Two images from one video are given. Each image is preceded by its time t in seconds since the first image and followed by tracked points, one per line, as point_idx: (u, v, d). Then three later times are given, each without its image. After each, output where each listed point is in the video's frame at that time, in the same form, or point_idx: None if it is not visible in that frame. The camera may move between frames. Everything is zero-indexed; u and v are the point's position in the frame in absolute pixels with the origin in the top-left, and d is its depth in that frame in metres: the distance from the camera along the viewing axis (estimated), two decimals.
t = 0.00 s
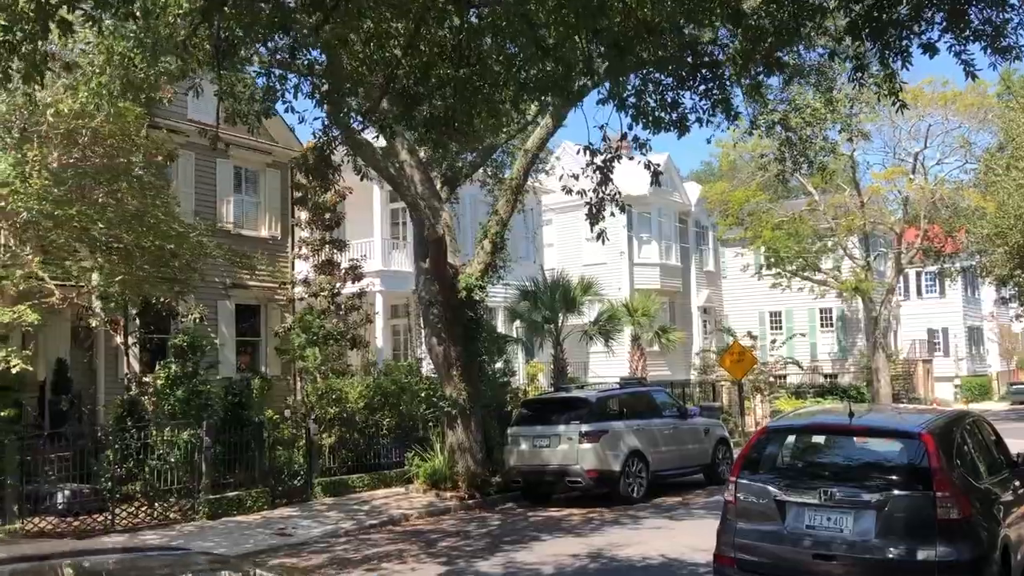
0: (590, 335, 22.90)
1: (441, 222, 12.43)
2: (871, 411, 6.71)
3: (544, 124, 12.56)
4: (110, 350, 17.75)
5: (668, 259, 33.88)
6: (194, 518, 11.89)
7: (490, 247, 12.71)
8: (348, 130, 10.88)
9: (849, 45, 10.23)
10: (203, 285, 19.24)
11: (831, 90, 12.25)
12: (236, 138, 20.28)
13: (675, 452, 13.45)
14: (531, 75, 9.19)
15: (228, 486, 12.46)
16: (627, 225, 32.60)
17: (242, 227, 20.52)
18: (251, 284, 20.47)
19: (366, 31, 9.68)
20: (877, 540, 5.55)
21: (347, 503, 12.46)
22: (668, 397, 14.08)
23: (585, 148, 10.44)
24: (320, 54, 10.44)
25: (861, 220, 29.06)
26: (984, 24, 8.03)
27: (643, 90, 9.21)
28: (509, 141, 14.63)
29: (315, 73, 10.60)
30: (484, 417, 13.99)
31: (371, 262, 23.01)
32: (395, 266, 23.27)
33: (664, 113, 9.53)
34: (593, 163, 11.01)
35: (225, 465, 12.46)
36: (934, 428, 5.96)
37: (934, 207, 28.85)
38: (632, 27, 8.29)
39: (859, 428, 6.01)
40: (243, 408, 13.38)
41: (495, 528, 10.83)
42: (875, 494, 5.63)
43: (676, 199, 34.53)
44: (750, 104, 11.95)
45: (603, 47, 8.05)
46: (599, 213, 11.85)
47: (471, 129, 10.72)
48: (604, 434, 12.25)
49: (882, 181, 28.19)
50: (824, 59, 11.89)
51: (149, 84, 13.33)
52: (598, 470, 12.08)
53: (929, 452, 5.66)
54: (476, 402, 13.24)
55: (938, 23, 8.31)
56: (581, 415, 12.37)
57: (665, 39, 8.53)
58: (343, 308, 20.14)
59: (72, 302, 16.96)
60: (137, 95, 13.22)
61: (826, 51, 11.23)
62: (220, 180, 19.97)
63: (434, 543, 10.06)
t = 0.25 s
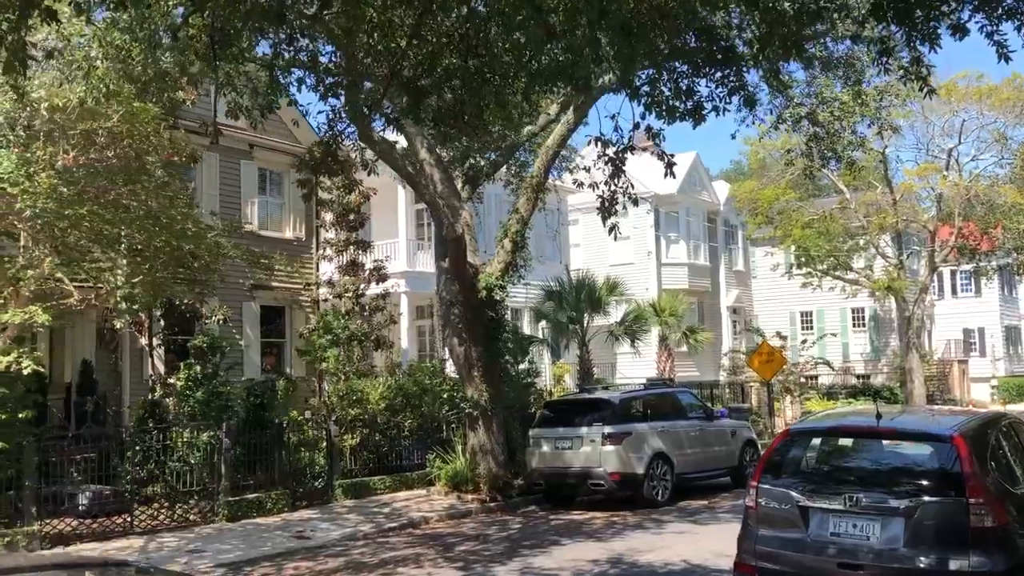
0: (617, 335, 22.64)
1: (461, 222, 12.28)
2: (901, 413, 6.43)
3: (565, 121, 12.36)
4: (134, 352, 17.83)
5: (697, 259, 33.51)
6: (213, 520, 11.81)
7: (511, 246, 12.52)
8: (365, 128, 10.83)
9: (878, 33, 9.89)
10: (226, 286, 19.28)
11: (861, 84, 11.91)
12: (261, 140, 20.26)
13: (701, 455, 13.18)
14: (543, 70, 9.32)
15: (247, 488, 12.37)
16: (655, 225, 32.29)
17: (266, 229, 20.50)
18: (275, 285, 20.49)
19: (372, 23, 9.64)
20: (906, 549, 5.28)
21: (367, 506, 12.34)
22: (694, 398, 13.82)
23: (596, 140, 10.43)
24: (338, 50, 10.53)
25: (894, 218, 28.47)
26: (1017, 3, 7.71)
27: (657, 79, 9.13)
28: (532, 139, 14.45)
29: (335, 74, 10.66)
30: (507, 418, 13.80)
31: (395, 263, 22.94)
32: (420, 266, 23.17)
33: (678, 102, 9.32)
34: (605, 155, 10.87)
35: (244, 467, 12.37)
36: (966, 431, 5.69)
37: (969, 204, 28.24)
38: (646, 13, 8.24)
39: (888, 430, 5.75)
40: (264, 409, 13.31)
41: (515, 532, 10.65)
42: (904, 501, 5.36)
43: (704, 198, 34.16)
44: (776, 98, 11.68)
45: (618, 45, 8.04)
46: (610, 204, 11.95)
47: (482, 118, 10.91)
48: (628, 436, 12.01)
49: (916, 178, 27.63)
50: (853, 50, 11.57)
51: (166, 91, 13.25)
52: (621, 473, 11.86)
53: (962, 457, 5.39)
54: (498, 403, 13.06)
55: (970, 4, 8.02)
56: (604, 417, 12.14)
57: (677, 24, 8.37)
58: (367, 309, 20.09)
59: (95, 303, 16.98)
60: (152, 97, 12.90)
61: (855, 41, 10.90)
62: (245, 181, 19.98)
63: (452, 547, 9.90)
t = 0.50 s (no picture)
0: (642, 336, 22.37)
1: (479, 221, 12.10)
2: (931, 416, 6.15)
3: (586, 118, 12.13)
4: (156, 354, 17.91)
5: (725, 258, 33.10)
6: (231, 524, 11.69)
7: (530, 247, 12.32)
8: (382, 129, 10.73)
9: (908, 22, 9.55)
10: (248, 287, 19.26)
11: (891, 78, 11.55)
12: (282, 141, 20.31)
13: (726, 459, 12.89)
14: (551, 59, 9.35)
15: (265, 491, 12.26)
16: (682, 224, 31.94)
17: (289, 230, 20.51)
18: (298, 286, 20.44)
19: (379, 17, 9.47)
20: (935, 561, 5.02)
21: (386, 510, 12.19)
22: (720, 401, 13.54)
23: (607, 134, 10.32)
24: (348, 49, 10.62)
25: (926, 216, 27.90)
26: None
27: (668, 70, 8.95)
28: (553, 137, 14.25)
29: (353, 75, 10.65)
30: (527, 421, 13.60)
31: (418, 264, 22.83)
32: (443, 267, 23.04)
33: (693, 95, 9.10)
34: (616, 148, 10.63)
35: (263, 470, 12.27)
36: (1001, 437, 5.40)
37: (1005, 201, 27.59)
38: None
39: (916, 435, 5.49)
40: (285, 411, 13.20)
41: (534, 537, 10.44)
42: (932, 510, 5.09)
43: (732, 197, 33.76)
44: (802, 92, 11.37)
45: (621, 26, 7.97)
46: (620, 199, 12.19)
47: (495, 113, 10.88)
48: (651, 440, 11.75)
49: (949, 175, 27.06)
50: (882, 42, 11.24)
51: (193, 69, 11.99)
52: (644, 477, 11.59)
53: (994, 464, 5.11)
54: (518, 405, 12.86)
55: None
56: (627, 420, 11.89)
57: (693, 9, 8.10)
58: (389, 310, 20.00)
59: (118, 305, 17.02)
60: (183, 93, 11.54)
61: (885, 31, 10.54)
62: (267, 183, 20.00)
63: (469, 552, 9.71)
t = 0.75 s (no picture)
0: (672, 337, 22.06)
1: (502, 221, 11.97)
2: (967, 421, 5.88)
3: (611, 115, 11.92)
4: (184, 355, 17.94)
5: (757, 258, 32.65)
6: (254, 527, 11.59)
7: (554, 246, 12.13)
8: (403, 127, 10.60)
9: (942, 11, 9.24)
10: (275, 289, 19.26)
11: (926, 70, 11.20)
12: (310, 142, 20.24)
13: (757, 463, 12.60)
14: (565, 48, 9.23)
15: (289, 494, 12.16)
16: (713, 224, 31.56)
17: (316, 231, 20.47)
18: (326, 287, 20.40)
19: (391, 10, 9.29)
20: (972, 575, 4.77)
21: (410, 513, 12.05)
22: (750, 403, 13.25)
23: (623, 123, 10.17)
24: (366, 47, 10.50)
25: (964, 214, 27.28)
26: None
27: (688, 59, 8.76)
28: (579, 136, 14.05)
29: (367, 70, 10.63)
30: (553, 423, 13.39)
31: (446, 265, 22.72)
32: (471, 268, 22.91)
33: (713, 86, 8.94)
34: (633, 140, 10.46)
35: (287, 472, 12.18)
36: None
37: None
38: None
39: (951, 441, 5.23)
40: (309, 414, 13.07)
41: (558, 543, 10.24)
42: (969, 521, 4.85)
43: (765, 195, 33.30)
44: (833, 86, 11.08)
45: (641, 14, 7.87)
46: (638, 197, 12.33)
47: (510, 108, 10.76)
48: (678, 443, 11.50)
49: (988, 171, 26.42)
50: (916, 32, 10.90)
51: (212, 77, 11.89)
52: (671, 481, 11.34)
53: None
54: (543, 407, 12.68)
55: None
56: (654, 423, 11.63)
57: None
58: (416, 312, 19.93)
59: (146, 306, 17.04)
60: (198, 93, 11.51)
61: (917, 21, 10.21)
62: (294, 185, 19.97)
63: (491, 558, 9.54)
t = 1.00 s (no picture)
0: (693, 337, 21.79)
1: (517, 219, 11.85)
2: (996, 423, 5.63)
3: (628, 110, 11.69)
4: (202, 356, 17.93)
5: (781, 258, 32.27)
6: (268, 528, 11.48)
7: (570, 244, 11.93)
8: (415, 124, 10.48)
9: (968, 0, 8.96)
10: (293, 289, 19.22)
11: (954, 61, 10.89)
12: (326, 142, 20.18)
13: (779, 465, 12.33)
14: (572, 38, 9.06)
15: (303, 495, 12.04)
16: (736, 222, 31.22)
17: (334, 231, 20.41)
18: (345, 287, 20.32)
19: None
20: None
21: (425, 515, 11.90)
22: (772, 404, 13.00)
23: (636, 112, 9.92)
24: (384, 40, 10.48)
25: (993, 211, 26.78)
26: None
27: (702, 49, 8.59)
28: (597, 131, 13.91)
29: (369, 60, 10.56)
30: (571, 424, 13.19)
31: (465, 264, 22.59)
32: (491, 268, 22.75)
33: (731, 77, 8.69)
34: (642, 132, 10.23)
35: (302, 473, 12.07)
36: None
37: None
38: None
39: (980, 445, 4.98)
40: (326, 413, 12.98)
41: (575, 547, 10.05)
42: (999, 529, 4.63)
43: (788, 194, 32.92)
44: (855, 79, 10.84)
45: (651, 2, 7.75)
46: (648, 188, 12.27)
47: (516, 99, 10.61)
48: (698, 445, 11.26)
49: (1017, 168, 25.91)
50: (941, 22, 10.62)
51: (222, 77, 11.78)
52: (691, 483, 11.11)
53: None
54: (560, 408, 12.49)
55: None
56: (673, 424, 11.40)
57: None
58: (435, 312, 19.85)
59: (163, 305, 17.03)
60: (209, 93, 11.40)
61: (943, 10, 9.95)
62: (312, 185, 19.92)
63: (506, 562, 9.36)
